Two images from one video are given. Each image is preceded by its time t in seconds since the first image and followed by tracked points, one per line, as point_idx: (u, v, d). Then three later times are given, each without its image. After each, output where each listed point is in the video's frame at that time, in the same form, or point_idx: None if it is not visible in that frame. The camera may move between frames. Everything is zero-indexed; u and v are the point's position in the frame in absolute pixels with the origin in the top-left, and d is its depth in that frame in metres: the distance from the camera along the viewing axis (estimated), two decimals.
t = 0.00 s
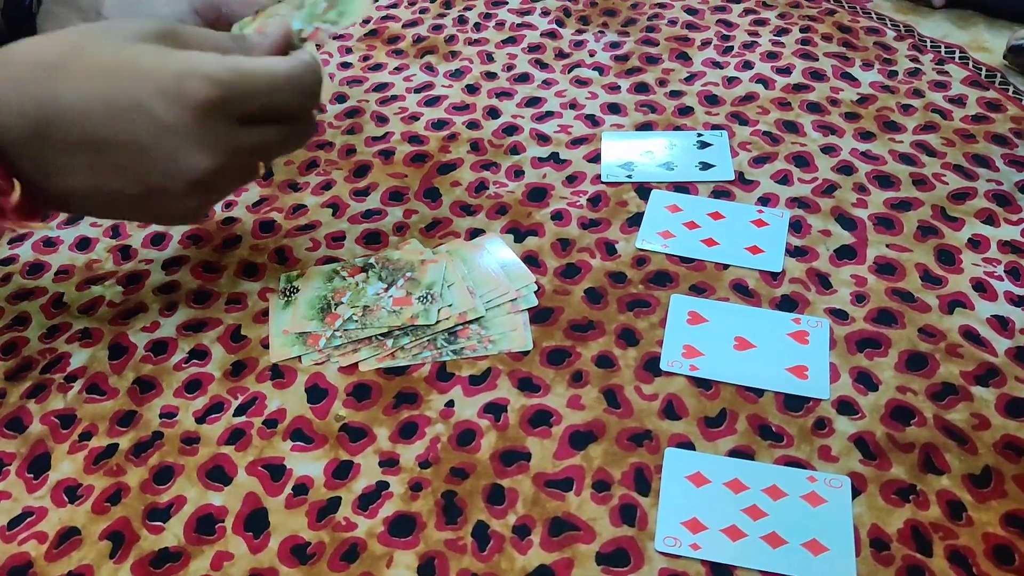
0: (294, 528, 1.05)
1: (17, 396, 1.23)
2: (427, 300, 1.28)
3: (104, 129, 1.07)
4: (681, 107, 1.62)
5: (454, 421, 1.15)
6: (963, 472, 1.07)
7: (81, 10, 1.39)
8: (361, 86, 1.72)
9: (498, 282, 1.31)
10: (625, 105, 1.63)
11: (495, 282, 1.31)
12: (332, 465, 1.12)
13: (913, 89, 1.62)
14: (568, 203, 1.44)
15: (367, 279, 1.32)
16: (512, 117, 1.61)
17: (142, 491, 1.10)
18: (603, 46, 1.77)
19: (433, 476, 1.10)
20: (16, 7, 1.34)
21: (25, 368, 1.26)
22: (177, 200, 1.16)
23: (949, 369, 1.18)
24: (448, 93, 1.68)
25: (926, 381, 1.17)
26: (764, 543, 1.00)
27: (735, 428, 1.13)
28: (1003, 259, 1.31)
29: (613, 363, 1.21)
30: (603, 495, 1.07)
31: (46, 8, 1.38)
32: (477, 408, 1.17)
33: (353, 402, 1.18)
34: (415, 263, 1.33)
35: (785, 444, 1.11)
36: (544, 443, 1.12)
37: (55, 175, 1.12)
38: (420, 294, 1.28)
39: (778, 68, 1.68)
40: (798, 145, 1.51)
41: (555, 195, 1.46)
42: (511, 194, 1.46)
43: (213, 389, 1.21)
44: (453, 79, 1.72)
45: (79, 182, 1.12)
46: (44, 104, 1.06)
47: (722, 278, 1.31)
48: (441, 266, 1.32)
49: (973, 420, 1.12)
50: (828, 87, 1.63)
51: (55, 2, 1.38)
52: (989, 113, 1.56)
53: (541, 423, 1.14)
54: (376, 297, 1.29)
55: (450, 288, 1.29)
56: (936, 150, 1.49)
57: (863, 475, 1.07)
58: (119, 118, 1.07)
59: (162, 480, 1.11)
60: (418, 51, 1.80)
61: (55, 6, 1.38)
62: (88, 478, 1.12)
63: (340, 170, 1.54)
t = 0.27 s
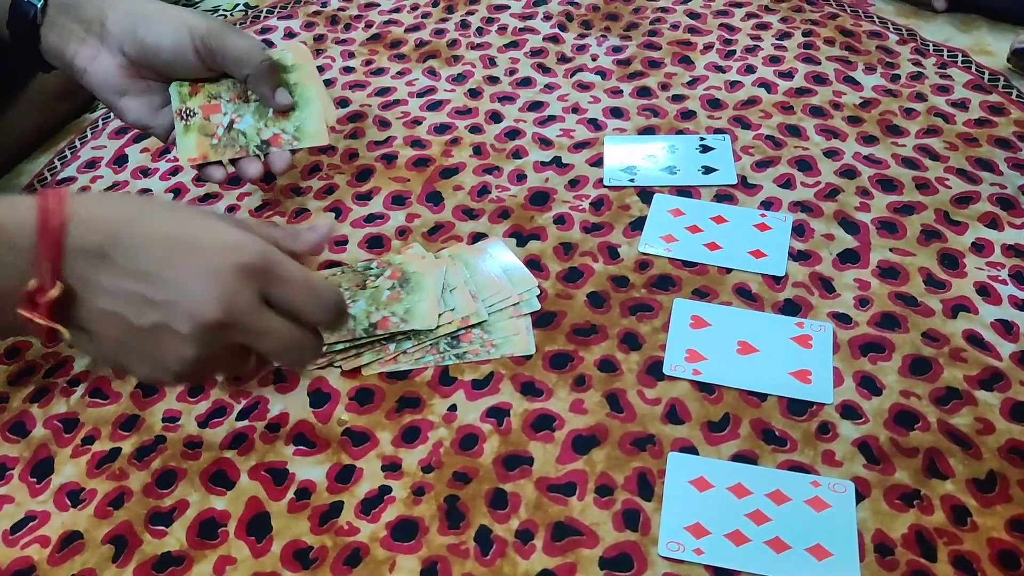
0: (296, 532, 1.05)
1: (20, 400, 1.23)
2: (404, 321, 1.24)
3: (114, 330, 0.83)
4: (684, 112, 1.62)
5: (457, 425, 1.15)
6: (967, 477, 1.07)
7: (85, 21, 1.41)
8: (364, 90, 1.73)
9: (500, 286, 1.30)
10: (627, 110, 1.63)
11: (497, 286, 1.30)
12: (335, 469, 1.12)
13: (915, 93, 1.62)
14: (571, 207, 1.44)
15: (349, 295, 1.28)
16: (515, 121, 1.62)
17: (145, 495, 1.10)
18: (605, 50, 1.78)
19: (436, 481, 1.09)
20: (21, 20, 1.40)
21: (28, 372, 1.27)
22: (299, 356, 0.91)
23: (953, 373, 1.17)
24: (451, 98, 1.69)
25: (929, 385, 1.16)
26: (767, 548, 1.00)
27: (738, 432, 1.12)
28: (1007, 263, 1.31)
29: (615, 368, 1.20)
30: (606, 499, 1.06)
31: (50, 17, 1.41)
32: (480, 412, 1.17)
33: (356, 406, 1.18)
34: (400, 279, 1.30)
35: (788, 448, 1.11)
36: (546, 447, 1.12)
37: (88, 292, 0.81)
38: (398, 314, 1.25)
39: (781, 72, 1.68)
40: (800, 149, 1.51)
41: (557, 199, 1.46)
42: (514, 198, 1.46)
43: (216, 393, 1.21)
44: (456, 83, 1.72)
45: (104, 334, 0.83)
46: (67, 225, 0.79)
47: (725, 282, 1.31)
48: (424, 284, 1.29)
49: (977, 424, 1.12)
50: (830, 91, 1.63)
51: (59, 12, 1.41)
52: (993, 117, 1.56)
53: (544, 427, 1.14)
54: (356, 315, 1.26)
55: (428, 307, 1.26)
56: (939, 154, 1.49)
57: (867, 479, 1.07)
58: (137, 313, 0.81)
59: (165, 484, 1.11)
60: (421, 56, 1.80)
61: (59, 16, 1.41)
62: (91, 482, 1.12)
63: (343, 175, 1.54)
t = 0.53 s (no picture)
0: (298, 536, 1.05)
1: (24, 404, 1.23)
2: (374, 331, 1.26)
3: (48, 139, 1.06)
4: (685, 115, 1.62)
5: (458, 428, 1.16)
6: (967, 480, 1.07)
7: (84, 23, 1.41)
8: (366, 94, 1.73)
9: (502, 290, 1.31)
10: (629, 113, 1.63)
11: (498, 289, 1.31)
12: (337, 472, 1.12)
13: (916, 97, 1.62)
14: (572, 210, 1.45)
15: (318, 308, 1.31)
16: (516, 125, 1.62)
17: (148, 498, 1.10)
18: (607, 54, 1.78)
19: (438, 484, 1.10)
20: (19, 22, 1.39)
21: (31, 375, 1.27)
22: (138, 165, 1.10)
23: (954, 377, 1.18)
24: (453, 101, 1.69)
25: (930, 388, 1.17)
26: (768, 551, 1.00)
27: (739, 436, 1.13)
28: (1008, 266, 1.31)
29: (617, 371, 1.21)
30: (607, 502, 1.07)
31: (49, 19, 1.40)
32: (481, 415, 1.17)
33: (357, 409, 1.19)
34: (369, 289, 1.32)
35: (789, 452, 1.11)
36: (548, 451, 1.12)
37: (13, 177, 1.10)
38: (368, 325, 1.27)
39: (782, 76, 1.68)
40: (801, 152, 1.51)
41: (559, 203, 1.46)
42: (515, 202, 1.47)
43: (218, 396, 1.22)
44: (457, 87, 1.72)
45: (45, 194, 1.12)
46: None
47: (726, 286, 1.31)
48: (394, 293, 1.31)
49: (978, 427, 1.12)
50: (832, 95, 1.63)
51: (58, 14, 1.40)
52: (994, 120, 1.56)
53: (545, 431, 1.15)
54: (326, 327, 1.28)
55: (399, 316, 1.28)
56: (939, 157, 1.49)
57: (868, 482, 1.07)
58: (82, 124, 1.06)
59: (167, 487, 1.11)
60: (423, 60, 1.80)
61: (58, 18, 1.40)
62: (93, 486, 1.12)
63: (344, 178, 1.55)
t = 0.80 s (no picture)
0: (298, 538, 1.05)
1: (22, 407, 1.23)
2: (405, 331, 1.23)
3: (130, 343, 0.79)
4: (685, 118, 1.62)
5: (458, 431, 1.15)
6: (967, 482, 1.07)
7: (88, 29, 1.41)
8: (366, 97, 1.73)
9: (502, 292, 1.31)
10: (629, 116, 1.63)
11: (498, 291, 1.31)
12: (336, 475, 1.12)
13: (916, 100, 1.62)
14: (572, 213, 1.45)
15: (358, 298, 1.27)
16: (516, 127, 1.62)
17: (146, 501, 1.10)
18: (606, 56, 1.78)
19: (438, 486, 1.10)
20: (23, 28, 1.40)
21: (30, 379, 1.27)
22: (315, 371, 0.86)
23: (954, 379, 1.18)
24: (453, 104, 1.69)
25: (930, 391, 1.16)
26: (768, 554, 1.00)
27: (739, 438, 1.13)
28: (1007, 268, 1.31)
29: (617, 374, 1.21)
30: (607, 505, 1.06)
31: (54, 26, 1.42)
32: (481, 418, 1.17)
33: (357, 412, 1.18)
34: (410, 288, 1.28)
35: (789, 454, 1.11)
36: (548, 453, 1.12)
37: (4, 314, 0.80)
38: (400, 324, 1.23)
39: (782, 79, 1.68)
40: (801, 155, 1.52)
41: (558, 205, 1.46)
42: (515, 204, 1.47)
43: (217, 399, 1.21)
44: (458, 90, 1.72)
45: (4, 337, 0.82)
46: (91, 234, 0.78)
47: (726, 288, 1.31)
48: (433, 295, 1.27)
49: (977, 429, 1.12)
50: (831, 97, 1.63)
51: (62, 20, 1.41)
52: (993, 123, 1.56)
53: (546, 433, 1.14)
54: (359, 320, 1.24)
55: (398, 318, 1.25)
56: (939, 160, 1.49)
57: (868, 484, 1.07)
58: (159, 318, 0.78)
59: (166, 490, 1.11)
60: (423, 63, 1.80)
61: (63, 24, 1.41)
62: (92, 489, 1.12)
63: (343, 181, 1.54)
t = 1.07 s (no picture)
0: (297, 542, 1.05)
1: (22, 410, 1.23)
2: (377, 339, 1.25)
3: (123, 186, 1.07)
4: (684, 121, 1.62)
5: (458, 434, 1.15)
6: (967, 485, 1.07)
7: (76, 33, 1.42)
8: (365, 99, 1.73)
9: (502, 295, 1.31)
10: (628, 119, 1.63)
11: (498, 294, 1.31)
12: (336, 478, 1.11)
13: (915, 102, 1.62)
14: (572, 216, 1.45)
15: (325, 311, 1.30)
16: (516, 130, 1.62)
17: (146, 505, 1.10)
18: (606, 59, 1.78)
19: (437, 489, 1.09)
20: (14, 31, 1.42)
21: (29, 382, 1.26)
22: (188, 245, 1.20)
23: (954, 382, 1.18)
24: (453, 107, 1.69)
25: (930, 394, 1.17)
26: (768, 557, 1.00)
27: (738, 441, 1.13)
28: (1007, 271, 1.31)
29: (616, 377, 1.21)
30: (607, 508, 1.06)
31: (45, 27, 1.42)
32: (481, 421, 1.17)
33: (357, 415, 1.18)
34: (376, 295, 1.31)
35: (789, 457, 1.11)
36: (548, 456, 1.12)
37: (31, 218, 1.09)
38: (372, 331, 1.26)
39: (781, 81, 1.69)
40: (801, 158, 1.52)
41: (558, 208, 1.46)
42: (515, 207, 1.47)
43: (217, 402, 1.21)
44: (457, 92, 1.72)
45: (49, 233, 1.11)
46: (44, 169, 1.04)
47: (726, 291, 1.31)
48: (402, 300, 1.30)
49: (977, 432, 1.12)
50: (831, 100, 1.64)
51: (51, 23, 1.42)
52: (992, 126, 1.57)
53: (545, 436, 1.14)
54: (330, 331, 1.28)
55: (400, 324, 1.27)
56: (938, 163, 1.50)
57: (868, 488, 1.07)
58: (105, 170, 1.06)
59: (166, 494, 1.11)
60: (423, 65, 1.80)
61: (52, 27, 1.42)
62: (92, 492, 1.12)
63: (343, 184, 1.54)
